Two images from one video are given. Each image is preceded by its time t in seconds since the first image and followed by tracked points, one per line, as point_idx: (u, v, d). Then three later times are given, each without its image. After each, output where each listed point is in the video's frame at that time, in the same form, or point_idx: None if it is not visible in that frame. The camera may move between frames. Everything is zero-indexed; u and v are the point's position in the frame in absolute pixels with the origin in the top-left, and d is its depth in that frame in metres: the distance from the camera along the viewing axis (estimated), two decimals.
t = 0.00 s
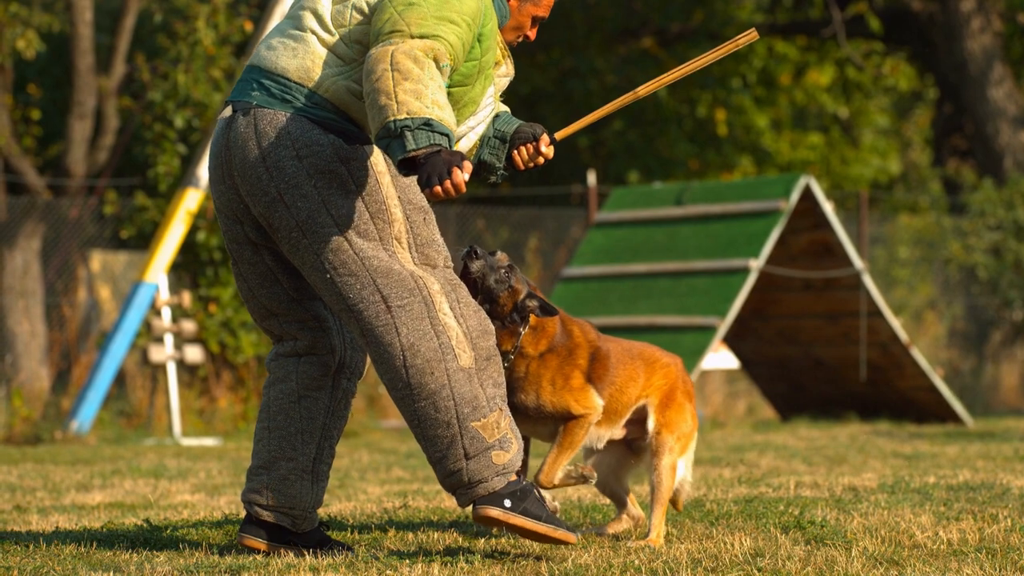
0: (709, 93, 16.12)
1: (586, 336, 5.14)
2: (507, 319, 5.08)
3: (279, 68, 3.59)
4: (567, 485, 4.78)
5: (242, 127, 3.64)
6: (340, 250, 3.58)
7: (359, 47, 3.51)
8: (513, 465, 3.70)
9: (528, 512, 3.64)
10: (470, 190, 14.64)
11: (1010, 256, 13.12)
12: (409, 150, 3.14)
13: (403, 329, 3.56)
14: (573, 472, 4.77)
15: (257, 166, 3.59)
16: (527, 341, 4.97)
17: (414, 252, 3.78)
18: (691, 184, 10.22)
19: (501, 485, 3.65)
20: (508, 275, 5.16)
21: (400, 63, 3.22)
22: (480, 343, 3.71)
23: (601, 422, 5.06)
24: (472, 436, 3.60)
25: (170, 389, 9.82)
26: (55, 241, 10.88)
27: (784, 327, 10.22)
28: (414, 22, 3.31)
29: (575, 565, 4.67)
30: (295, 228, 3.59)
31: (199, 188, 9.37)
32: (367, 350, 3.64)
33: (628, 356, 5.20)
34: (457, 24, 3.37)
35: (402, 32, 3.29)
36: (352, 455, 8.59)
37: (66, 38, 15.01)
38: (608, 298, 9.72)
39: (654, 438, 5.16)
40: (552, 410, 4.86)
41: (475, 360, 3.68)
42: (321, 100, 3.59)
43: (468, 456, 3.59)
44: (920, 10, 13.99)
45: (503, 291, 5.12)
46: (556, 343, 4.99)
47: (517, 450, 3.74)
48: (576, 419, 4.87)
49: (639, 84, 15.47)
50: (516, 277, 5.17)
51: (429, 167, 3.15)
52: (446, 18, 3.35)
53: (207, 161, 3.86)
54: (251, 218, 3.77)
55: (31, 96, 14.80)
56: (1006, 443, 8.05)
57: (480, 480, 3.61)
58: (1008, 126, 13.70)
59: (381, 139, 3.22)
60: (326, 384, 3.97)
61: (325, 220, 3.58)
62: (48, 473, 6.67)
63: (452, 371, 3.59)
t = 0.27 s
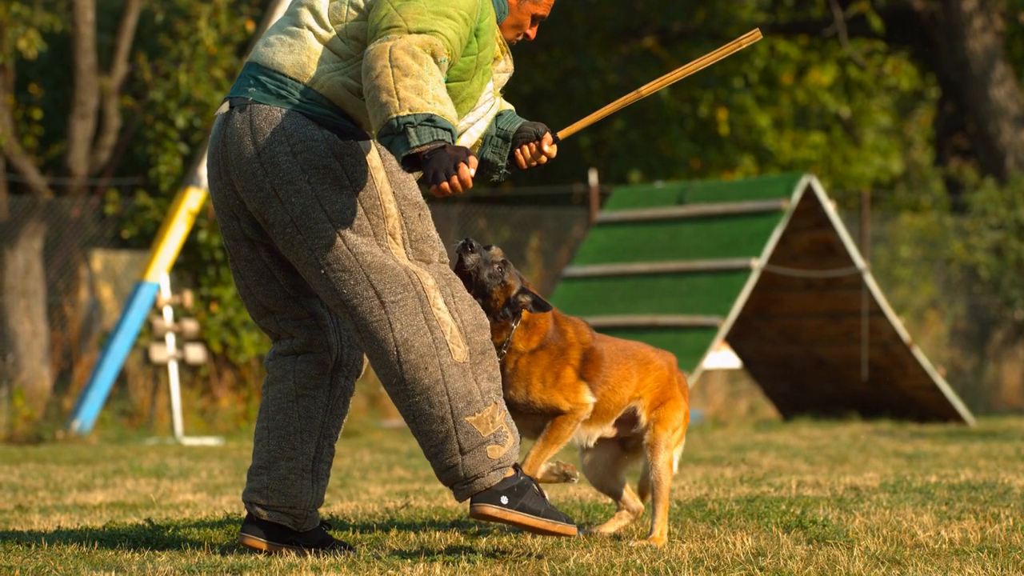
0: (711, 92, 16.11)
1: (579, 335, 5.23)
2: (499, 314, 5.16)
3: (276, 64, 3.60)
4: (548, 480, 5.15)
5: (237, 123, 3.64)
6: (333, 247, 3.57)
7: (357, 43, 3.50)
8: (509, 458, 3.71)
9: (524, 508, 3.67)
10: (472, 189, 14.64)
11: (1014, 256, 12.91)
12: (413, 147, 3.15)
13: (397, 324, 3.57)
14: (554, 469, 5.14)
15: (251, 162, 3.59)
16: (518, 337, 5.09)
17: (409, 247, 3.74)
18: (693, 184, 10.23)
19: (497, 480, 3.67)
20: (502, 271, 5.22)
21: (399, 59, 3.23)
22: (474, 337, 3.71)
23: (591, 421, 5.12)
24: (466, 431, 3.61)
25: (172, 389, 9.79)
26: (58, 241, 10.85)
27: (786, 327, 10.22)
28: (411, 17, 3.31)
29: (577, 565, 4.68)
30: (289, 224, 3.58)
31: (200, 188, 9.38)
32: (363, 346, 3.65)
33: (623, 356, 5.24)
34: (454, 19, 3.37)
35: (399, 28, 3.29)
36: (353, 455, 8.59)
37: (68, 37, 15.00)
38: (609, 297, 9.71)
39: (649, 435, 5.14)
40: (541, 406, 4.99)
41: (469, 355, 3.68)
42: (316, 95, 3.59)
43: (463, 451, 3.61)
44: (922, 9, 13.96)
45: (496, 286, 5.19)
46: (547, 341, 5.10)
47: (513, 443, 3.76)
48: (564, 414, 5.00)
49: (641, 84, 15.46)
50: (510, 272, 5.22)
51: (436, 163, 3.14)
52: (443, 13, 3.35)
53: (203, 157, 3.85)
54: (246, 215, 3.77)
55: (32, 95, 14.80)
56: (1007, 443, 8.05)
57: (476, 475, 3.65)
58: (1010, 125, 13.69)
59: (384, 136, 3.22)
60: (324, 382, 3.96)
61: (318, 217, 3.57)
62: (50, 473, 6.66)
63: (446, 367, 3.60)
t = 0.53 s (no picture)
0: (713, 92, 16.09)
1: (573, 333, 5.26)
2: (490, 309, 5.13)
3: (273, 59, 3.62)
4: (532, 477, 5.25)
5: (232, 120, 3.66)
6: (326, 242, 3.59)
7: (353, 38, 3.52)
8: (504, 452, 3.72)
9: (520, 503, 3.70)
10: (474, 188, 14.64)
11: (1016, 254, 12.97)
12: (418, 143, 3.17)
13: (389, 319, 3.58)
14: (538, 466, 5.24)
15: (245, 157, 3.61)
16: (509, 332, 5.10)
17: (402, 242, 3.74)
18: (695, 183, 10.24)
19: (492, 474, 3.69)
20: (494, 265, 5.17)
21: (399, 55, 3.23)
22: (468, 331, 3.71)
23: (579, 419, 5.15)
24: (459, 425, 3.62)
25: (174, 388, 9.81)
26: (61, 240, 11.08)
27: (788, 326, 10.22)
28: (409, 11, 3.32)
29: (579, 564, 4.68)
30: (283, 219, 3.60)
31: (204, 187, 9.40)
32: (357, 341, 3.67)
33: (617, 355, 5.26)
34: (451, 14, 3.38)
35: (397, 22, 3.31)
36: (355, 455, 8.59)
37: (69, 37, 15.00)
38: (611, 297, 9.72)
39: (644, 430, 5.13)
40: (528, 400, 5.00)
41: (463, 348, 3.68)
42: (312, 90, 3.61)
43: (457, 445, 3.62)
44: (924, 8, 13.96)
45: (487, 281, 5.14)
46: (540, 337, 5.13)
47: (509, 436, 3.76)
48: (552, 409, 5.03)
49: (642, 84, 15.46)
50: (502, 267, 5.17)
51: (443, 158, 3.16)
52: (440, 7, 3.36)
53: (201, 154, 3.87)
54: (241, 211, 3.78)
55: (34, 95, 14.80)
56: (1009, 442, 8.04)
57: (471, 470, 3.66)
58: (1012, 125, 13.69)
59: (388, 133, 3.23)
60: (322, 380, 3.95)
61: (311, 212, 3.58)
62: (52, 473, 6.66)
63: (439, 361, 3.61)
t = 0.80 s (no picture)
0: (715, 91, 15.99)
1: (566, 332, 5.25)
2: (481, 303, 5.24)
3: (269, 54, 3.66)
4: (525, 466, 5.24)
5: (228, 114, 3.69)
6: (319, 236, 3.61)
7: (350, 33, 3.58)
8: (498, 446, 3.75)
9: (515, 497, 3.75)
10: (475, 187, 14.64)
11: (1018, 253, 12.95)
12: (424, 138, 3.21)
13: (383, 313, 3.61)
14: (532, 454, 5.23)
15: (240, 152, 3.64)
16: (499, 326, 5.16)
17: (396, 237, 3.76)
18: (698, 182, 10.26)
19: (485, 467, 3.72)
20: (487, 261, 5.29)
21: (400, 51, 3.27)
22: (462, 324, 3.73)
23: (569, 417, 5.13)
24: (453, 419, 3.65)
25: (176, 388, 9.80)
26: (64, 239, 11.17)
27: (791, 325, 10.22)
28: (407, 6, 3.34)
29: (582, 563, 4.69)
30: (277, 213, 3.63)
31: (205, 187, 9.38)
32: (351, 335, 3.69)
33: (611, 352, 5.23)
34: (449, 9, 3.40)
35: (395, 17, 3.33)
36: (358, 453, 8.58)
37: (72, 36, 15.01)
38: (613, 296, 9.72)
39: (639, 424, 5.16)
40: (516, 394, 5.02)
41: (456, 342, 3.70)
42: (307, 85, 3.65)
43: (450, 439, 3.66)
44: (927, 7, 13.95)
45: (479, 274, 5.27)
46: (531, 335, 5.14)
47: (503, 429, 3.79)
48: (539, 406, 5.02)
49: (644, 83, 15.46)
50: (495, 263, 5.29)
51: (453, 153, 3.22)
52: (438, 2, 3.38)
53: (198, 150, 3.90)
54: (237, 207, 3.80)
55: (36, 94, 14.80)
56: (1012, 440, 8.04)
57: (464, 463, 3.69)
58: (1014, 124, 13.69)
59: (392, 129, 3.27)
60: (320, 378, 3.95)
61: (305, 206, 3.61)
62: (55, 472, 6.66)
63: (432, 354, 3.64)
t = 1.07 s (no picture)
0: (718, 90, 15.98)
1: (558, 331, 5.31)
2: (474, 299, 5.22)
3: (266, 49, 3.69)
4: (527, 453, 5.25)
5: (226, 111, 3.73)
6: (314, 231, 3.64)
7: (348, 29, 3.60)
8: (492, 441, 3.73)
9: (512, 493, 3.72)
10: (477, 187, 14.65)
11: (1020, 252, 12.94)
12: (429, 134, 3.21)
13: (376, 308, 3.62)
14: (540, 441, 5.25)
15: (236, 148, 3.67)
16: (490, 321, 5.20)
17: (390, 233, 3.76)
18: (700, 181, 10.26)
19: (479, 462, 3.71)
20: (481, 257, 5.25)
21: (401, 48, 3.27)
22: (457, 319, 3.72)
23: (561, 417, 5.17)
24: (446, 414, 3.65)
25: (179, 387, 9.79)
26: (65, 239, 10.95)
27: (794, 324, 10.22)
28: (405, 3, 3.34)
29: (584, 562, 4.69)
30: (272, 208, 3.66)
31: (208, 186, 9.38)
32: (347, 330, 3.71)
33: (604, 352, 5.29)
34: (448, 5, 3.42)
35: (394, 14, 3.33)
36: (361, 452, 8.58)
37: (75, 37, 15.04)
38: (616, 295, 9.72)
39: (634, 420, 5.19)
40: (506, 388, 5.03)
41: (450, 337, 3.70)
42: (303, 81, 3.67)
43: (443, 434, 3.65)
44: (928, 6, 13.97)
45: (473, 270, 5.22)
46: (523, 332, 5.19)
47: (498, 424, 3.77)
48: (530, 401, 5.03)
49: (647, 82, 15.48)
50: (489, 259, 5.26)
51: (459, 148, 3.22)
52: None
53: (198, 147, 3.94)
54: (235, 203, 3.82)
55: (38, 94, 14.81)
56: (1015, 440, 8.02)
57: (459, 458, 3.68)
58: (1017, 122, 13.69)
59: (397, 126, 3.27)
60: (318, 376, 3.95)
61: (299, 201, 3.64)
62: (58, 471, 6.67)
63: (425, 349, 3.64)
